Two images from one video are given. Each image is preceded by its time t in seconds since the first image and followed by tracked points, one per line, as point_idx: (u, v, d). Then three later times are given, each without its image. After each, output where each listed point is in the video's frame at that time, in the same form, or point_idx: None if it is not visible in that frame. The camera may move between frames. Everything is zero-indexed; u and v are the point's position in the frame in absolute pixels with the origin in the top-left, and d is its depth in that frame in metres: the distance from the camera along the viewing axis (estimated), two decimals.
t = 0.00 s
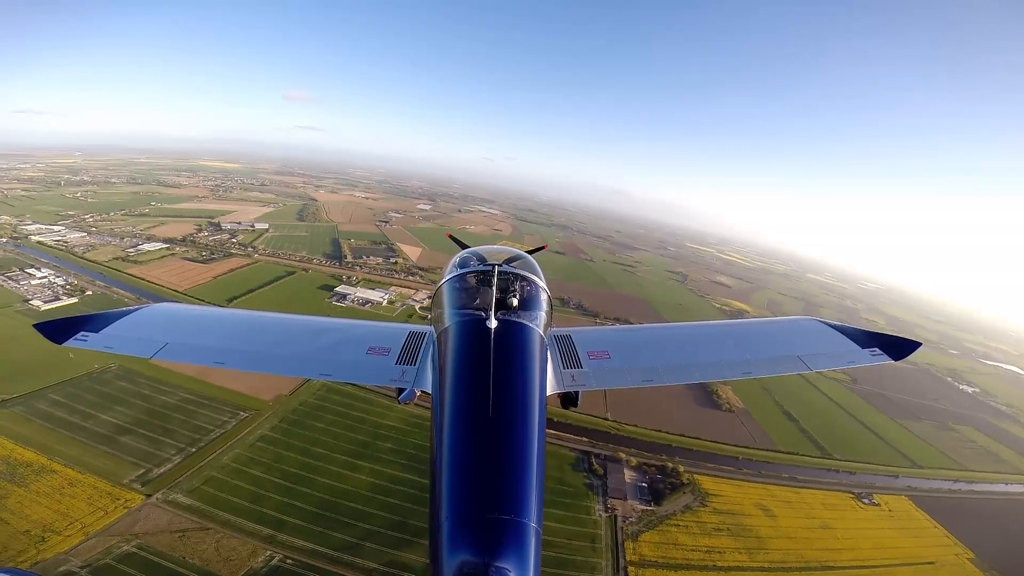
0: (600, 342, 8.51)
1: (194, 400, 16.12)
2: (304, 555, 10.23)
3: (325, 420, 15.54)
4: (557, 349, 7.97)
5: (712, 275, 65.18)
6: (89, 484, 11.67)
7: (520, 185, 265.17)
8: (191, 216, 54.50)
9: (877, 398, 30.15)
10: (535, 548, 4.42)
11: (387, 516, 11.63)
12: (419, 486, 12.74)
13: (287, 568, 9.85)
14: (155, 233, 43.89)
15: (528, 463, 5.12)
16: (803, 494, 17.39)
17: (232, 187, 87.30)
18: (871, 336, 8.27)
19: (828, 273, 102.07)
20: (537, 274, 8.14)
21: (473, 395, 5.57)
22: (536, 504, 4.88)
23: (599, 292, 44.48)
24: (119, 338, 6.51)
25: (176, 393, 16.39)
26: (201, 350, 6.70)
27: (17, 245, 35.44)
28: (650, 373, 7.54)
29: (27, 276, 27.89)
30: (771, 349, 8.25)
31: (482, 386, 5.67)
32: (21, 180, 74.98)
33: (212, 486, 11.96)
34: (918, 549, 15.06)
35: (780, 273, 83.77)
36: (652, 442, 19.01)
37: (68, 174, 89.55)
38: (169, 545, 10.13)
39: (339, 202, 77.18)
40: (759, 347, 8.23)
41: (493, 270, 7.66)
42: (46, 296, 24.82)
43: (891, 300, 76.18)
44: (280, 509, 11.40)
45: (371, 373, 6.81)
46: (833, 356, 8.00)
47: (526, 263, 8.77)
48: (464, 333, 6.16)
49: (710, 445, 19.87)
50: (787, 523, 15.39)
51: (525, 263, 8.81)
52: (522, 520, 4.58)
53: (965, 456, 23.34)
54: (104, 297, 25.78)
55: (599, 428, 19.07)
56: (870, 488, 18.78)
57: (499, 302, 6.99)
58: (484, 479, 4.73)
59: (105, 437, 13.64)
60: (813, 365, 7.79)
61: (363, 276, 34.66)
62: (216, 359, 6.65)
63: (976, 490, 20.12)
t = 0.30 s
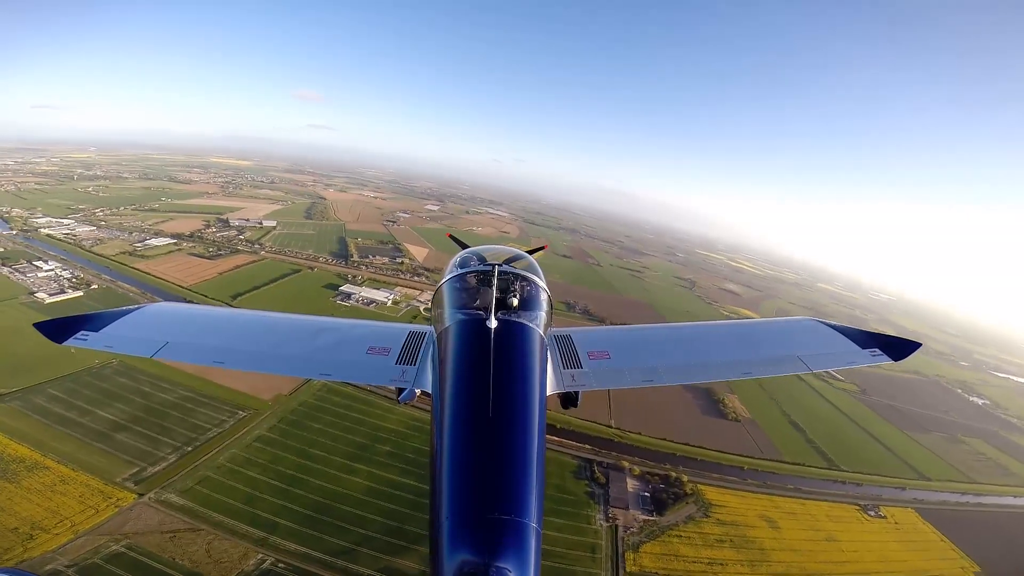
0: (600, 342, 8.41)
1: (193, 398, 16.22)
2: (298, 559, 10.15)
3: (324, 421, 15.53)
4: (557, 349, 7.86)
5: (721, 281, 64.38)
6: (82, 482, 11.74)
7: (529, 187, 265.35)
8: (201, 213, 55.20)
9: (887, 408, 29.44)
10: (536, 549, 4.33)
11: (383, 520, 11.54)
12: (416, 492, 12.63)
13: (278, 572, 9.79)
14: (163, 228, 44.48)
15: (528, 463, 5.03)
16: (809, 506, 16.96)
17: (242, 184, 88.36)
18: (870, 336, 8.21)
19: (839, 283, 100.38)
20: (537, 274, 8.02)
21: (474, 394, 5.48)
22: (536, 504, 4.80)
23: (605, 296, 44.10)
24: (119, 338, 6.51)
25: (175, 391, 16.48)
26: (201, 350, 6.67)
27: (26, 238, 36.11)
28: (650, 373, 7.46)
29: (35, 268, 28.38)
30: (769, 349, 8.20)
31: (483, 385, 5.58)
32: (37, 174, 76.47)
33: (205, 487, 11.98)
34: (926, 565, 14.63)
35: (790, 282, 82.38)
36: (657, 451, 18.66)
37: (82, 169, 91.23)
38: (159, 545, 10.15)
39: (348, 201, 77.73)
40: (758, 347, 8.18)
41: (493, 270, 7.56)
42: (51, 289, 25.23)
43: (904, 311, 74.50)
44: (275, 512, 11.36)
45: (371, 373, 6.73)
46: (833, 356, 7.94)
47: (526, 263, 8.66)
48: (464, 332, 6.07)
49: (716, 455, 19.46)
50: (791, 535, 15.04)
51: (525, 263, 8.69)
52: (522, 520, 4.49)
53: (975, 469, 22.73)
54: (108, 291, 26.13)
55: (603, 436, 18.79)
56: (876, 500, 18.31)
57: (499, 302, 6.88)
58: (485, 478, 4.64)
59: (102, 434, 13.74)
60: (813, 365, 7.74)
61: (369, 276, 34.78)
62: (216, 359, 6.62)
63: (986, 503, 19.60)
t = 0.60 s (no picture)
0: (600, 341, 8.32)
1: (188, 395, 16.29)
2: (287, 563, 10.09)
3: (320, 422, 15.50)
4: (557, 348, 7.75)
5: (726, 289, 63.73)
6: (69, 479, 11.77)
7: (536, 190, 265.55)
8: (207, 208, 55.82)
9: (892, 420, 28.89)
10: (536, 549, 4.27)
11: (376, 526, 11.44)
12: (411, 497, 12.55)
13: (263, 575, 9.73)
14: (169, 224, 44.95)
15: (528, 463, 4.96)
16: (809, 518, 16.62)
17: (250, 181, 89.36)
18: (869, 336, 8.19)
19: (847, 293, 99.12)
20: (537, 274, 7.92)
21: (474, 393, 5.40)
22: (536, 504, 4.73)
23: (608, 301, 43.78)
24: (119, 338, 6.48)
25: (170, 387, 16.55)
26: (202, 350, 6.63)
27: (32, 230, 36.67)
28: (650, 373, 7.35)
29: (36, 260, 28.83)
30: (769, 348, 8.12)
31: (483, 384, 5.47)
32: (47, 168, 77.68)
33: (194, 486, 11.98)
34: None
35: (796, 291, 81.35)
36: (657, 460, 18.38)
37: (93, 163, 92.62)
38: (144, 545, 10.14)
39: (354, 200, 78.17)
40: (757, 346, 8.09)
41: (493, 269, 7.46)
42: (52, 282, 25.57)
43: (912, 324, 73.21)
44: (267, 514, 11.32)
45: (370, 373, 6.65)
46: (832, 356, 7.90)
47: (527, 263, 8.56)
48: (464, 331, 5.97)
49: (718, 464, 19.14)
50: (791, 549, 14.76)
51: (525, 263, 8.58)
52: (523, 519, 4.43)
53: (981, 483, 22.29)
54: (109, 285, 26.44)
55: (604, 444, 18.54)
56: (878, 513, 17.95)
57: (499, 301, 6.79)
58: (486, 478, 4.57)
59: (94, 430, 13.79)
60: (813, 365, 7.68)
61: (372, 275, 34.86)
62: (217, 359, 6.57)
63: (988, 518, 19.25)
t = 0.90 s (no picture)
0: (600, 341, 8.26)
1: (188, 396, 16.35)
2: (282, 569, 10.03)
3: (320, 425, 15.48)
4: (557, 349, 7.69)
5: (732, 293, 63.13)
6: (63, 481, 11.78)
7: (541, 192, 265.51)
8: (212, 208, 56.34)
9: (901, 427, 28.34)
10: (537, 549, 4.19)
11: (373, 532, 11.35)
12: (410, 502, 12.45)
13: None
14: (175, 224, 45.41)
15: (528, 462, 4.87)
16: (817, 526, 16.30)
17: (256, 181, 90.13)
18: (871, 336, 8.09)
19: (855, 299, 97.85)
20: (538, 274, 7.81)
21: (475, 391, 5.32)
22: (537, 504, 4.64)
23: (611, 305, 43.49)
24: (119, 337, 6.46)
25: (168, 389, 16.62)
26: (201, 350, 6.59)
27: (37, 229, 37.18)
28: (650, 373, 7.29)
29: (40, 259, 29.23)
30: (770, 349, 8.04)
31: (483, 383, 5.38)
32: (56, 167, 78.81)
33: (190, 490, 11.98)
34: None
35: (804, 296, 80.31)
36: (661, 466, 18.10)
37: (102, 163, 93.99)
38: (137, 549, 10.13)
39: (359, 201, 78.55)
40: (757, 347, 8.02)
41: (494, 270, 7.36)
42: (55, 280, 25.89)
43: (923, 330, 72.01)
44: (264, 519, 11.28)
45: (370, 373, 6.57)
46: (834, 356, 7.82)
47: (527, 264, 8.47)
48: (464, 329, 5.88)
49: (723, 471, 18.85)
50: (797, 557, 14.47)
51: (525, 263, 8.49)
52: (523, 519, 4.34)
53: (993, 491, 21.78)
54: (111, 284, 26.72)
55: (608, 450, 18.33)
56: (887, 521, 17.60)
57: (499, 301, 6.68)
58: (486, 478, 4.48)
59: (91, 432, 13.82)
60: (814, 365, 7.59)
61: (375, 277, 34.94)
62: (216, 359, 6.53)
63: (999, 525, 18.79)
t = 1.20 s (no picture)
0: (600, 342, 8.26)
1: (184, 398, 16.38)
2: None
3: (317, 428, 15.45)
4: (557, 349, 7.74)
5: (735, 296, 62.71)
6: (54, 484, 11.81)
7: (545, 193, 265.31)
8: (215, 208, 56.63)
9: (907, 431, 28.00)
10: (537, 550, 4.15)
11: (370, 538, 11.29)
12: (408, 508, 12.36)
13: None
14: (176, 223, 45.64)
15: (527, 461, 4.83)
16: (821, 532, 16.12)
17: (259, 181, 90.57)
18: (869, 336, 8.16)
19: (860, 302, 96.97)
20: (538, 274, 7.74)
21: (475, 391, 5.26)
22: (537, 503, 4.60)
23: (613, 307, 43.28)
24: (118, 338, 6.44)
25: (164, 390, 16.64)
26: (201, 350, 6.55)
27: (38, 228, 37.47)
28: (650, 372, 7.31)
29: (40, 258, 29.46)
30: (769, 349, 8.08)
31: (483, 383, 5.32)
32: (59, 166, 79.29)
33: (183, 493, 11.97)
34: None
35: (808, 299, 79.64)
36: (663, 472, 17.94)
37: (105, 162, 94.59)
38: (127, 553, 10.13)
39: (361, 202, 78.74)
40: (757, 347, 8.05)
41: (493, 269, 7.28)
42: (54, 280, 26.07)
43: (929, 334, 71.17)
44: (257, 523, 11.26)
45: (369, 373, 6.52)
46: (832, 356, 7.86)
47: (527, 264, 8.40)
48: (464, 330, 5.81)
49: (727, 477, 18.65)
50: (802, 564, 14.30)
51: (525, 263, 8.41)
52: (523, 519, 4.31)
53: (1000, 497, 21.46)
54: (110, 284, 26.86)
55: (610, 455, 18.19)
56: (893, 527, 17.37)
57: (499, 301, 6.61)
58: (486, 478, 4.45)
59: (84, 433, 13.83)
60: (814, 365, 7.63)
61: (376, 277, 34.96)
62: (216, 359, 6.49)
63: (1006, 532, 18.50)
